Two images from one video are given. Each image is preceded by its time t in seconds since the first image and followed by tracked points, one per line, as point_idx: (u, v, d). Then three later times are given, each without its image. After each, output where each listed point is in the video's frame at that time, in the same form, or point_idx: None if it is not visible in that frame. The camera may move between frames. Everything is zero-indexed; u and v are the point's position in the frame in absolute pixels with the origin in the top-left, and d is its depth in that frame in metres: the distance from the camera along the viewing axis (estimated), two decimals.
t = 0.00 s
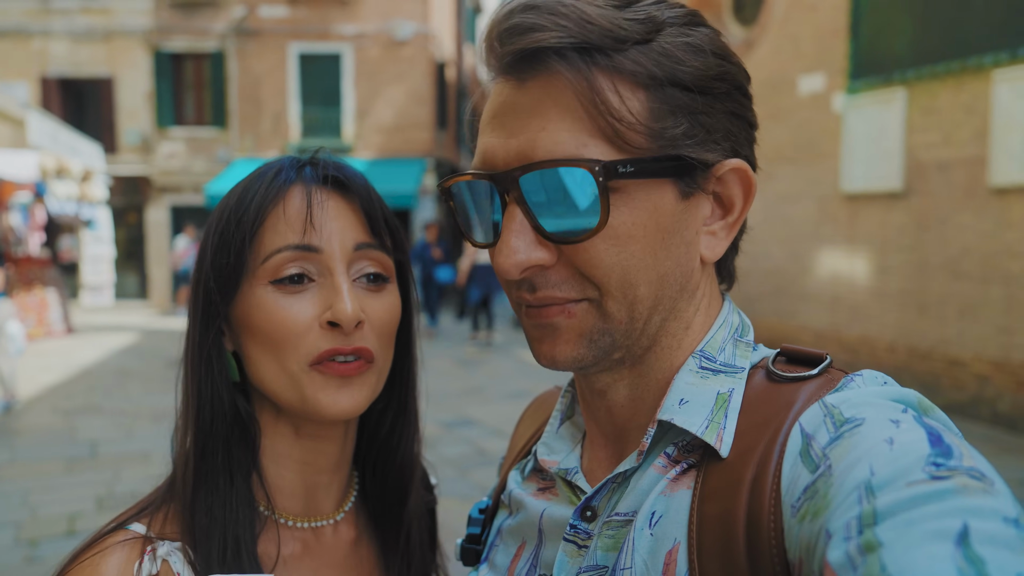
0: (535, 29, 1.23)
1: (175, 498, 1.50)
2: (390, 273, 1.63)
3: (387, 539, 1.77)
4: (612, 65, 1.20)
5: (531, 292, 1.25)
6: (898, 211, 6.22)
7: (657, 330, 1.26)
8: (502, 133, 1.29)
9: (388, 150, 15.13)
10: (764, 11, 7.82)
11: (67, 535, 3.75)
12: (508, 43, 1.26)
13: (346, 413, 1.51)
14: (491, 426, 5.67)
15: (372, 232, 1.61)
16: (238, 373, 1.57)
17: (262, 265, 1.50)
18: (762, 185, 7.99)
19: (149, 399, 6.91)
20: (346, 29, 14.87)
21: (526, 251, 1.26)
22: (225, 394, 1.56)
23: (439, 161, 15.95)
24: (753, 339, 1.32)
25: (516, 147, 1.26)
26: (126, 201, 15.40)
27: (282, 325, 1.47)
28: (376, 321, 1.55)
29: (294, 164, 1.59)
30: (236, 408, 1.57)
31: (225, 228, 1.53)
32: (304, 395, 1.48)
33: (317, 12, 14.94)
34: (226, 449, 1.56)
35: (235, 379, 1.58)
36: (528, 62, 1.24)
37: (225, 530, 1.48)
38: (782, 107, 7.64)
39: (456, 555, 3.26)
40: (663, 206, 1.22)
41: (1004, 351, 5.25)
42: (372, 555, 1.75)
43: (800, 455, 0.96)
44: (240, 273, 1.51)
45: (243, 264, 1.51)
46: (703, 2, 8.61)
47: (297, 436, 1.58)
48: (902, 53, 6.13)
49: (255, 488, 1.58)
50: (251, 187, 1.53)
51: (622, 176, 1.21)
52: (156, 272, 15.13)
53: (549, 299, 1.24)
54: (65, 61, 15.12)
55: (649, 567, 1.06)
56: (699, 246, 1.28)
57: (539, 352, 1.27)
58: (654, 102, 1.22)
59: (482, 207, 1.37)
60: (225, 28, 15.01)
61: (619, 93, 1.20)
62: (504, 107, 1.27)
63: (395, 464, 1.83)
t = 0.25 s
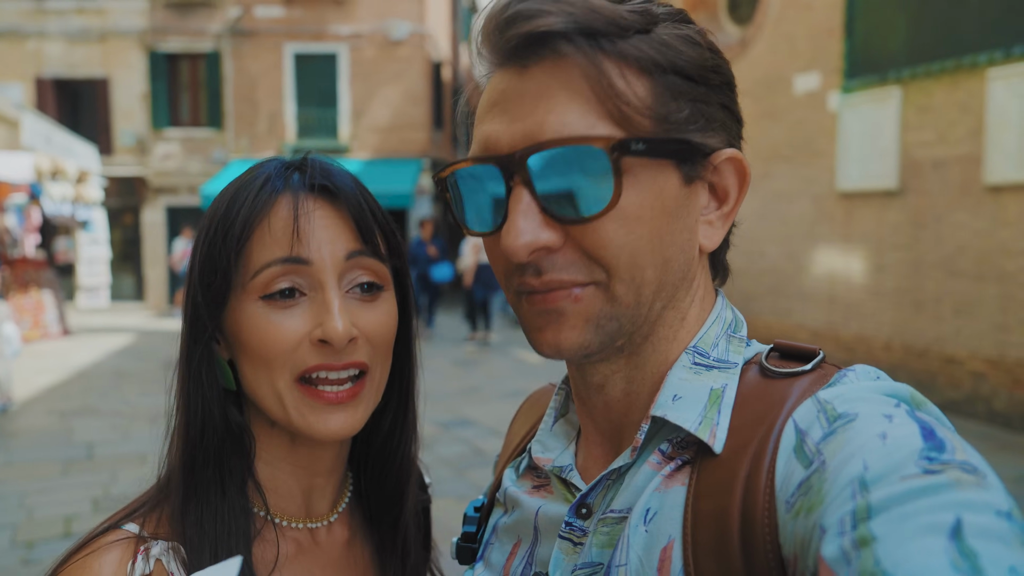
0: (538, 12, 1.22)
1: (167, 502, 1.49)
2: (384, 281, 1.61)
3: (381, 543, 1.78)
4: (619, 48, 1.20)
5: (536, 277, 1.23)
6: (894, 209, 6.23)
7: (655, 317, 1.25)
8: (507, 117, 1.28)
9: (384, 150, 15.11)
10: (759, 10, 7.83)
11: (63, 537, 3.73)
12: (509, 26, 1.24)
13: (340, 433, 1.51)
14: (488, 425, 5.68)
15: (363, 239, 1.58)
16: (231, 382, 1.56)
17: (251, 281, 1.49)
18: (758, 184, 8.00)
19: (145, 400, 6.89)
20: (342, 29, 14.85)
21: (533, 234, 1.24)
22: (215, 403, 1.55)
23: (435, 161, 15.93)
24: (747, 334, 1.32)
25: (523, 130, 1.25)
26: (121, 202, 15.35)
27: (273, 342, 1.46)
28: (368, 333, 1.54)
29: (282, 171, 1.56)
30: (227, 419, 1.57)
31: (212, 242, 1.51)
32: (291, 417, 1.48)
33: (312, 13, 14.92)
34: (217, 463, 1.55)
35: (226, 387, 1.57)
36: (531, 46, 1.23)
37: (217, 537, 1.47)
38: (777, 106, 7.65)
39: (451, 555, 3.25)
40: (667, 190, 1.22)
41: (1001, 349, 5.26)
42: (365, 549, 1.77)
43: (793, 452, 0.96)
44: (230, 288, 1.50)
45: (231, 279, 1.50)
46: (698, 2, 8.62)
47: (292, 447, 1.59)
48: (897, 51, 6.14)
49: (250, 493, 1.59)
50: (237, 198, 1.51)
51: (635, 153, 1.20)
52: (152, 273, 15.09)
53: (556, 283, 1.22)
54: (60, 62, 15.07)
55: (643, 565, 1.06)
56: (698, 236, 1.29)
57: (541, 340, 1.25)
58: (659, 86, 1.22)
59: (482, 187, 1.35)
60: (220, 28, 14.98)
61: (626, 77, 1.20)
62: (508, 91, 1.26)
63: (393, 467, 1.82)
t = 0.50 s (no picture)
0: None
1: (165, 507, 1.49)
2: (375, 296, 1.59)
3: (387, 549, 1.79)
4: (646, 33, 1.33)
5: (562, 236, 1.23)
6: (891, 208, 6.24)
7: (663, 295, 1.27)
8: (536, 87, 1.33)
9: (382, 150, 15.10)
10: (756, 9, 7.84)
11: (60, 538, 3.73)
12: (545, 5, 1.35)
13: (318, 448, 1.49)
14: (486, 425, 5.68)
15: (349, 253, 1.54)
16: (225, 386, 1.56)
17: (233, 292, 1.49)
18: (756, 184, 8.02)
19: (143, 400, 6.88)
20: (339, 29, 14.85)
21: (562, 185, 1.25)
22: (210, 413, 1.54)
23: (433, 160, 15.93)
24: (741, 334, 1.32)
25: (555, 94, 1.30)
26: (117, 202, 15.31)
27: (254, 354, 1.46)
28: (349, 351, 1.52)
29: (273, 180, 1.56)
30: (224, 424, 1.58)
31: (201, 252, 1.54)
32: (268, 421, 1.47)
33: (309, 12, 14.91)
34: (215, 464, 1.56)
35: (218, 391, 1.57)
36: (564, 27, 1.34)
37: (220, 540, 1.47)
38: (775, 105, 7.66)
39: (447, 555, 3.24)
40: (686, 166, 1.30)
41: (997, 348, 5.28)
42: (371, 559, 1.78)
43: (787, 450, 0.97)
44: (215, 299, 1.52)
45: (215, 291, 1.51)
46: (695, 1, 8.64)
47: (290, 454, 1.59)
48: (894, 50, 6.15)
49: (254, 498, 1.60)
50: (225, 209, 1.53)
51: (668, 113, 1.28)
52: (149, 273, 15.08)
53: (581, 242, 1.22)
54: (56, 62, 15.05)
55: (638, 564, 1.06)
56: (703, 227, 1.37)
57: (558, 305, 1.24)
58: (676, 74, 1.34)
59: (500, 153, 1.35)
60: (217, 28, 14.97)
61: (652, 60, 1.32)
62: (539, 67, 1.34)
63: (399, 472, 1.84)
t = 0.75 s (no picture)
0: (565, 3, 1.34)
1: (170, 506, 1.49)
2: (388, 306, 1.58)
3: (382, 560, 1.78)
4: (636, 39, 1.32)
5: (555, 249, 1.24)
6: (889, 208, 6.25)
7: (658, 302, 1.28)
8: (527, 96, 1.33)
9: (379, 149, 15.10)
10: (754, 9, 7.85)
11: (56, 538, 3.72)
12: (535, 13, 1.34)
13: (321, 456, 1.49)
14: (483, 425, 5.69)
15: (368, 264, 1.54)
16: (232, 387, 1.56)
17: (247, 289, 1.50)
18: (753, 183, 8.03)
19: (140, 400, 6.87)
20: (336, 28, 14.84)
21: (554, 199, 1.26)
22: (217, 409, 1.55)
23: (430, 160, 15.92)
24: (735, 335, 1.32)
25: (546, 105, 1.31)
26: (114, 200, 15.29)
27: (260, 355, 1.46)
28: (358, 359, 1.51)
29: (297, 180, 1.56)
30: (229, 421, 1.57)
31: (219, 246, 1.54)
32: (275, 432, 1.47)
33: (307, 11, 14.90)
34: (220, 462, 1.56)
35: (226, 391, 1.57)
36: (555, 34, 1.34)
37: (221, 542, 1.47)
38: (772, 105, 7.67)
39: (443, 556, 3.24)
40: (677, 172, 1.30)
41: (994, 348, 5.29)
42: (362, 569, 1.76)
43: (783, 448, 0.97)
44: (229, 296, 1.52)
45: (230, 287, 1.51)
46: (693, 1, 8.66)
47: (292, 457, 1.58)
48: (892, 50, 6.16)
49: (254, 502, 1.60)
50: (248, 205, 1.53)
51: (659, 124, 1.28)
52: (147, 272, 15.05)
53: (574, 255, 1.23)
54: (53, 60, 15.02)
55: (634, 564, 1.06)
56: (696, 231, 1.37)
57: (554, 318, 1.25)
58: (667, 80, 1.34)
59: (500, 178, 1.35)
60: (214, 27, 14.96)
61: (642, 67, 1.32)
62: (529, 75, 1.34)
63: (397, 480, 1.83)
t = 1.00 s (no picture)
0: (553, 10, 1.34)
1: (174, 514, 1.50)
2: (391, 312, 1.59)
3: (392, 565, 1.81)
4: (625, 47, 1.34)
5: (546, 257, 1.25)
6: (886, 210, 6.27)
7: (649, 311, 1.29)
8: (516, 103, 1.34)
9: (378, 149, 15.10)
10: (752, 11, 7.88)
11: (53, 538, 3.72)
12: (524, 19, 1.35)
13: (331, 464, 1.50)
14: (479, 425, 5.71)
15: (370, 271, 1.55)
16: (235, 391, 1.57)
17: (248, 300, 1.51)
18: (751, 185, 8.05)
19: (137, 400, 6.87)
20: (335, 28, 14.85)
21: (545, 207, 1.27)
22: (219, 420, 1.56)
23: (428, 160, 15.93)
24: (724, 340, 1.34)
25: (535, 113, 1.32)
26: (112, 200, 15.27)
27: (263, 363, 1.47)
28: (362, 367, 1.52)
29: (295, 189, 1.57)
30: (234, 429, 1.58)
31: (219, 256, 1.55)
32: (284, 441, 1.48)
33: (306, 11, 14.91)
34: (224, 470, 1.57)
35: (228, 397, 1.58)
36: (544, 40, 1.34)
37: (226, 549, 1.49)
38: (770, 106, 7.69)
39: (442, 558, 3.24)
40: (667, 181, 1.32)
41: (990, 350, 5.31)
42: (370, 571, 1.78)
43: (771, 455, 0.98)
44: (230, 306, 1.54)
45: (231, 298, 1.53)
46: (691, 2, 8.70)
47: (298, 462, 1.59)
48: (890, 53, 6.18)
49: (259, 508, 1.61)
50: (247, 216, 1.54)
51: (649, 132, 1.30)
52: (144, 272, 15.05)
53: (565, 263, 1.24)
54: (51, 59, 15.01)
55: (625, 569, 1.08)
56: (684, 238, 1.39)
57: (546, 326, 1.26)
58: (656, 87, 1.36)
59: (484, 191, 1.37)
60: (213, 26, 14.96)
61: (631, 74, 1.33)
62: (518, 81, 1.34)
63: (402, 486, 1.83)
